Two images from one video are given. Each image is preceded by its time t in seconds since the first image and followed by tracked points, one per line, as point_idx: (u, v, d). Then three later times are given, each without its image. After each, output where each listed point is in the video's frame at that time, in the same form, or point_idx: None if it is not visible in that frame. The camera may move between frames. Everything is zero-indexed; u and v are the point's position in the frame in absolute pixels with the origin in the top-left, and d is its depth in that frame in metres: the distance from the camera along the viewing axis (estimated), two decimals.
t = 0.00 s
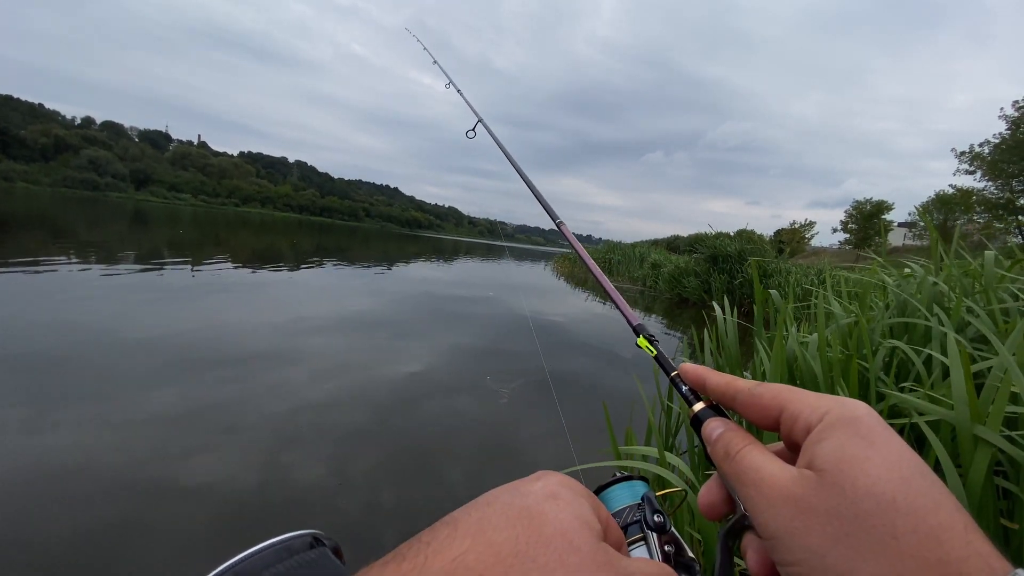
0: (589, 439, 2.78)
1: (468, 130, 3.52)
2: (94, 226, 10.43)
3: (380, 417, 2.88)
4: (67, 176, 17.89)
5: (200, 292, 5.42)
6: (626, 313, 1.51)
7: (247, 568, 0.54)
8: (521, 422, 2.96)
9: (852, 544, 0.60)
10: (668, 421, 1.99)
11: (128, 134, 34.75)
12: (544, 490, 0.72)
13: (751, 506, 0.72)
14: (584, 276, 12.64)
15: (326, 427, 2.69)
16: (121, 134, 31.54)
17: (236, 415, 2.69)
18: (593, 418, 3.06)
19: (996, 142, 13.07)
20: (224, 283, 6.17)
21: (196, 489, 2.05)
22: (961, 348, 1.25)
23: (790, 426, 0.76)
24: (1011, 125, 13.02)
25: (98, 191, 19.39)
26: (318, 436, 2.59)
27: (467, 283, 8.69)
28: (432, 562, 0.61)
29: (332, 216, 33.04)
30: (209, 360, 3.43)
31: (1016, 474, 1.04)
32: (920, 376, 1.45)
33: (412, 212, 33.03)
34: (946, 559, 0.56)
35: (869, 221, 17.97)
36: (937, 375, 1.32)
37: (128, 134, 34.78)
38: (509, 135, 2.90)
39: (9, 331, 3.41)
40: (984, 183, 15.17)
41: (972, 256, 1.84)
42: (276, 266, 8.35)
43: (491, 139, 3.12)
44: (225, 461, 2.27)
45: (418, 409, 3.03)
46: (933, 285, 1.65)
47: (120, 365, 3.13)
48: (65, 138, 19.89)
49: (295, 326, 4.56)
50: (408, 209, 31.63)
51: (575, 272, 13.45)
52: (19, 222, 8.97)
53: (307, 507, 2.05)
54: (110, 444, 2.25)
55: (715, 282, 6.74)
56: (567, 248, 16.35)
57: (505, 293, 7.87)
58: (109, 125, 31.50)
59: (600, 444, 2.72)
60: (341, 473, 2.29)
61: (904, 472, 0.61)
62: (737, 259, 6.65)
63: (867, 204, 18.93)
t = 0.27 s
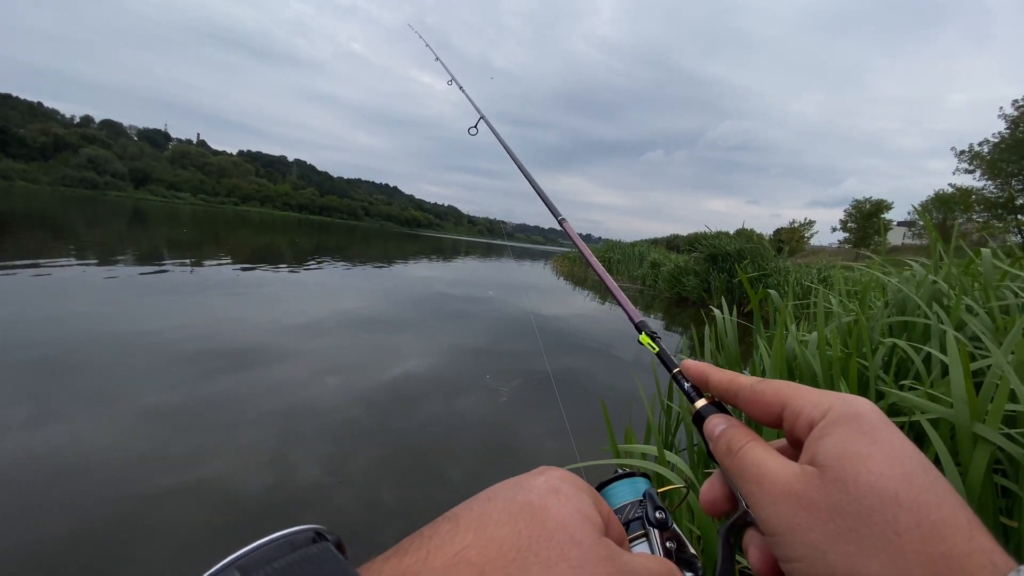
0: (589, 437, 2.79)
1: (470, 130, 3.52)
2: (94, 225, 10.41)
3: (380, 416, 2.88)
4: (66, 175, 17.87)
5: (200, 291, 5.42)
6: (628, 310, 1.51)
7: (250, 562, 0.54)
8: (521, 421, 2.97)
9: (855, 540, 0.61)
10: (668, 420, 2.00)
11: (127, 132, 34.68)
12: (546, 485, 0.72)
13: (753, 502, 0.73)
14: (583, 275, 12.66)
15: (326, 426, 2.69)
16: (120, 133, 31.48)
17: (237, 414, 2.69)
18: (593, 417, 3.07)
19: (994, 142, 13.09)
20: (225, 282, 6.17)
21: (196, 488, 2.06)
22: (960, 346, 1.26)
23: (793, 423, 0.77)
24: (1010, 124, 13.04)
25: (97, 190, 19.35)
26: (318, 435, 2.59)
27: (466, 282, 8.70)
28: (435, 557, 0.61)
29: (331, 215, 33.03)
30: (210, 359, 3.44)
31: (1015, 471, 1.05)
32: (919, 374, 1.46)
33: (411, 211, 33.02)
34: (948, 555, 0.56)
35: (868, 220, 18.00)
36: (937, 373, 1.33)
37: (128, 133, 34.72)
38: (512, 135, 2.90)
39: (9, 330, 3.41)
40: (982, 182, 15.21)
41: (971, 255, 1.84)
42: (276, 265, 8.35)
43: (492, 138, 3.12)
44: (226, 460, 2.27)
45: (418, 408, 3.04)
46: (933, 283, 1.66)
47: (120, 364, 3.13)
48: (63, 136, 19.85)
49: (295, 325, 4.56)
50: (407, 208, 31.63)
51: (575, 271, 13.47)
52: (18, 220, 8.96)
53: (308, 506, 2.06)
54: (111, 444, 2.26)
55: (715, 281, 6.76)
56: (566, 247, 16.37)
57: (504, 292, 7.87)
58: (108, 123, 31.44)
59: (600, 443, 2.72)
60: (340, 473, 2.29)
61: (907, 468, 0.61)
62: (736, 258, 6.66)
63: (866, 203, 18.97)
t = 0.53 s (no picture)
0: (588, 436, 2.79)
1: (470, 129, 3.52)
2: (93, 224, 10.39)
3: (380, 415, 2.88)
4: (65, 174, 17.83)
5: (199, 290, 5.41)
6: (629, 308, 1.51)
7: (249, 561, 0.54)
8: (520, 420, 2.97)
9: (856, 536, 0.61)
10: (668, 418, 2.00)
11: (125, 131, 34.72)
12: (546, 483, 0.72)
13: (754, 499, 0.73)
14: (583, 274, 12.67)
15: (326, 426, 2.69)
16: (119, 132, 31.44)
17: (237, 413, 2.69)
18: (592, 416, 3.08)
19: (994, 141, 13.10)
20: (224, 281, 6.17)
21: (196, 488, 2.06)
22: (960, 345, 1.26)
23: (794, 420, 0.77)
24: (1009, 124, 13.07)
25: (96, 189, 19.32)
26: (318, 435, 2.59)
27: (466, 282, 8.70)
28: (435, 555, 0.61)
29: (331, 214, 33.01)
30: (209, 358, 3.43)
31: (1014, 470, 1.05)
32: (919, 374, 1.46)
33: (411, 210, 33.02)
34: (950, 552, 0.56)
35: (867, 219, 18.02)
36: (937, 372, 1.33)
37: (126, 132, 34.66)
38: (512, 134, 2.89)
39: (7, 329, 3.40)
40: (980, 182, 15.24)
41: (970, 254, 1.84)
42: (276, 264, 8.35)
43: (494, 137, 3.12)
44: (226, 459, 2.27)
45: (418, 407, 3.04)
46: (932, 282, 1.66)
47: (120, 363, 3.13)
48: (62, 136, 19.81)
49: (294, 325, 4.56)
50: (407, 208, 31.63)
51: (575, 270, 13.47)
52: (16, 219, 8.93)
53: (308, 506, 2.06)
54: (110, 443, 2.25)
55: (714, 281, 6.76)
56: (566, 247, 16.38)
57: (504, 291, 7.88)
58: (107, 122, 31.38)
59: (599, 442, 2.73)
60: (340, 472, 2.29)
61: (908, 465, 0.61)
62: (736, 257, 6.67)
63: (866, 203, 19.00)
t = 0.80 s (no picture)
0: (588, 436, 2.79)
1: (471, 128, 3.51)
2: (93, 224, 10.38)
3: (380, 415, 2.88)
4: (65, 174, 17.82)
5: (199, 291, 5.41)
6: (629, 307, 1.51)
7: (250, 558, 0.54)
8: (521, 421, 2.97)
9: (858, 534, 0.61)
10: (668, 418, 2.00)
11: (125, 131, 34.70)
12: (546, 481, 0.73)
13: (754, 498, 0.73)
14: (582, 274, 12.67)
15: (327, 426, 2.69)
16: (119, 132, 31.49)
17: (237, 414, 2.69)
18: (592, 416, 3.08)
19: (993, 141, 13.11)
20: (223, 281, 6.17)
21: (196, 488, 2.06)
22: (960, 345, 1.26)
23: (794, 418, 0.77)
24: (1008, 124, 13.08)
25: (96, 189, 19.31)
26: (318, 435, 2.59)
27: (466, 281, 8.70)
28: (436, 552, 0.61)
29: (330, 214, 33.00)
30: (209, 358, 3.43)
31: (1014, 470, 1.05)
32: (918, 374, 1.46)
33: (410, 210, 33.06)
34: (949, 550, 0.56)
35: (866, 219, 18.06)
36: (937, 372, 1.33)
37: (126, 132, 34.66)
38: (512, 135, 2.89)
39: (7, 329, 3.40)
40: (980, 182, 15.25)
41: (969, 254, 1.85)
42: (275, 264, 8.34)
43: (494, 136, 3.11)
44: (226, 460, 2.27)
45: (418, 407, 3.04)
46: (932, 282, 1.66)
47: (119, 364, 3.13)
48: (62, 135, 19.79)
49: (294, 325, 4.56)
50: (406, 208, 31.63)
51: (574, 270, 13.47)
52: (16, 219, 8.93)
53: (308, 506, 2.06)
54: (110, 444, 2.25)
55: (714, 280, 6.76)
56: (565, 246, 16.38)
57: (503, 291, 7.88)
58: (106, 122, 31.37)
59: (599, 442, 2.73)
60: (340, 472, 2.30)
61: (908, 463, 0.61)
62: (735, 257, 6.67)
63: (865, 203, 19.00)
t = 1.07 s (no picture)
0: (588, 437, 2.79)
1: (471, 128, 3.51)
2: (92, 225, 10.38)
3: (379, 416, 2.88)
4: (64, 175, 17.81)
5: (198, 291, 5.40)
6: (630, 307, 1.51)
7: (250, 558, 0.54)
8: (520, 421, 2.97)
9: (855, 537, 0.61)
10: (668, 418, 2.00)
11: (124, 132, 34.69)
12: (546, 480, 0.72)
13: (753, 500, 0.73)
14: (582, 275, 12.68)
15: (326, 426, 2.69)
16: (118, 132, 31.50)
17: (236, 414, 2.69)
18: (591, 417, 3.08)
19: (992, 143, 13.14)
20: (223, 281, 6.16)
21: (195, 489, 2.05)
22: (960, 346, 1.26)
23: (794, 419, 0.77)
24: (1007, 126, 13.11)
25: (95, 190, 19.31)
26: (317, 435, 2.59)
27: (465, 282, 8.69)
28: (437, 552, 0.61)
29: (330, 215, 33.00)
30: (208, 359, 3.43)
31: (1014, 471, 1.05)
32: (918, 374, 1.46)
33: (410, 211, 33.07)
34: (946, 553, 0.56)
35: (865, 220, 18.09)
36: (936, 373, 1.33)
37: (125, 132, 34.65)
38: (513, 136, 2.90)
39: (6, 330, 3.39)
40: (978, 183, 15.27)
41: (969, 255, 1.85)
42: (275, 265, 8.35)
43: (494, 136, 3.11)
44: (225, 460, 2.26)
45: (417, 408, 3.04)
46: (932, 283, 1.66)
47: (118, 364, 3.12)
48: (61, 136, 19.78)
49: (294, 325, 4.56)
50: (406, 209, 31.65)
51: (574, 271, 13.48)
52: (15, 220, 8.92)
53: (307, 507, 2.05)
54: (109, 445, 2.25)
55: (714, 281, 6.76)
56: (565, 247, 16.39)
57: (503, 292, 7.87)
58: (106, 123, 31.37)
59: (599, 443, 2.73)
60: (340, 473, 2.29)
61: (907, 465, 0.61)
62: (735, 258, 6.68)
63: (864, 204, 19.03)
